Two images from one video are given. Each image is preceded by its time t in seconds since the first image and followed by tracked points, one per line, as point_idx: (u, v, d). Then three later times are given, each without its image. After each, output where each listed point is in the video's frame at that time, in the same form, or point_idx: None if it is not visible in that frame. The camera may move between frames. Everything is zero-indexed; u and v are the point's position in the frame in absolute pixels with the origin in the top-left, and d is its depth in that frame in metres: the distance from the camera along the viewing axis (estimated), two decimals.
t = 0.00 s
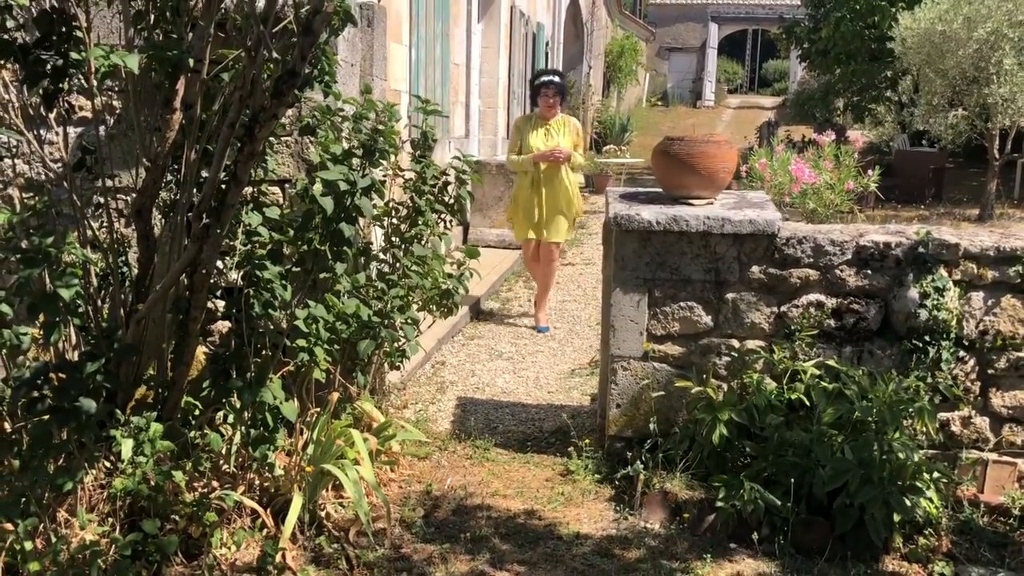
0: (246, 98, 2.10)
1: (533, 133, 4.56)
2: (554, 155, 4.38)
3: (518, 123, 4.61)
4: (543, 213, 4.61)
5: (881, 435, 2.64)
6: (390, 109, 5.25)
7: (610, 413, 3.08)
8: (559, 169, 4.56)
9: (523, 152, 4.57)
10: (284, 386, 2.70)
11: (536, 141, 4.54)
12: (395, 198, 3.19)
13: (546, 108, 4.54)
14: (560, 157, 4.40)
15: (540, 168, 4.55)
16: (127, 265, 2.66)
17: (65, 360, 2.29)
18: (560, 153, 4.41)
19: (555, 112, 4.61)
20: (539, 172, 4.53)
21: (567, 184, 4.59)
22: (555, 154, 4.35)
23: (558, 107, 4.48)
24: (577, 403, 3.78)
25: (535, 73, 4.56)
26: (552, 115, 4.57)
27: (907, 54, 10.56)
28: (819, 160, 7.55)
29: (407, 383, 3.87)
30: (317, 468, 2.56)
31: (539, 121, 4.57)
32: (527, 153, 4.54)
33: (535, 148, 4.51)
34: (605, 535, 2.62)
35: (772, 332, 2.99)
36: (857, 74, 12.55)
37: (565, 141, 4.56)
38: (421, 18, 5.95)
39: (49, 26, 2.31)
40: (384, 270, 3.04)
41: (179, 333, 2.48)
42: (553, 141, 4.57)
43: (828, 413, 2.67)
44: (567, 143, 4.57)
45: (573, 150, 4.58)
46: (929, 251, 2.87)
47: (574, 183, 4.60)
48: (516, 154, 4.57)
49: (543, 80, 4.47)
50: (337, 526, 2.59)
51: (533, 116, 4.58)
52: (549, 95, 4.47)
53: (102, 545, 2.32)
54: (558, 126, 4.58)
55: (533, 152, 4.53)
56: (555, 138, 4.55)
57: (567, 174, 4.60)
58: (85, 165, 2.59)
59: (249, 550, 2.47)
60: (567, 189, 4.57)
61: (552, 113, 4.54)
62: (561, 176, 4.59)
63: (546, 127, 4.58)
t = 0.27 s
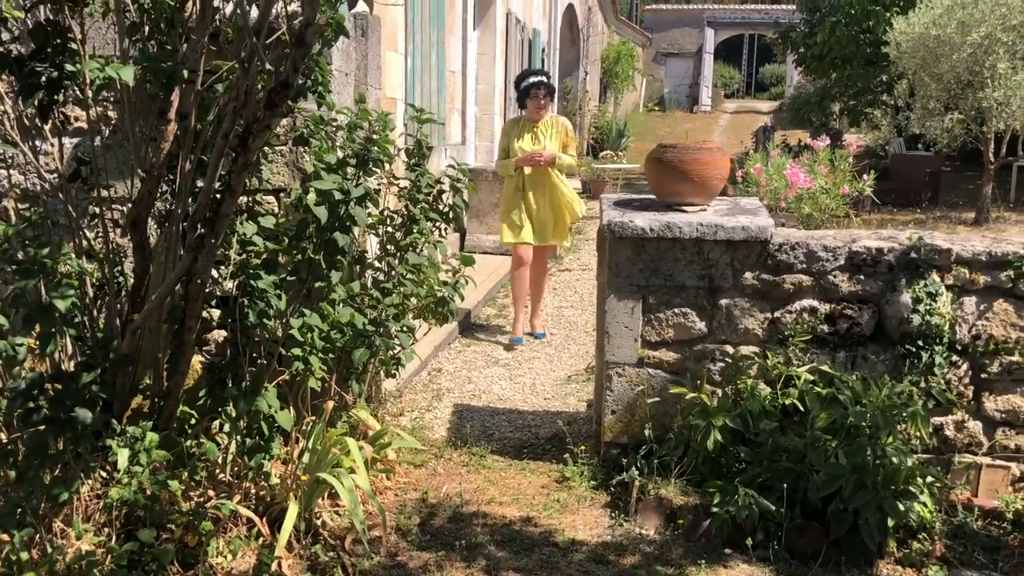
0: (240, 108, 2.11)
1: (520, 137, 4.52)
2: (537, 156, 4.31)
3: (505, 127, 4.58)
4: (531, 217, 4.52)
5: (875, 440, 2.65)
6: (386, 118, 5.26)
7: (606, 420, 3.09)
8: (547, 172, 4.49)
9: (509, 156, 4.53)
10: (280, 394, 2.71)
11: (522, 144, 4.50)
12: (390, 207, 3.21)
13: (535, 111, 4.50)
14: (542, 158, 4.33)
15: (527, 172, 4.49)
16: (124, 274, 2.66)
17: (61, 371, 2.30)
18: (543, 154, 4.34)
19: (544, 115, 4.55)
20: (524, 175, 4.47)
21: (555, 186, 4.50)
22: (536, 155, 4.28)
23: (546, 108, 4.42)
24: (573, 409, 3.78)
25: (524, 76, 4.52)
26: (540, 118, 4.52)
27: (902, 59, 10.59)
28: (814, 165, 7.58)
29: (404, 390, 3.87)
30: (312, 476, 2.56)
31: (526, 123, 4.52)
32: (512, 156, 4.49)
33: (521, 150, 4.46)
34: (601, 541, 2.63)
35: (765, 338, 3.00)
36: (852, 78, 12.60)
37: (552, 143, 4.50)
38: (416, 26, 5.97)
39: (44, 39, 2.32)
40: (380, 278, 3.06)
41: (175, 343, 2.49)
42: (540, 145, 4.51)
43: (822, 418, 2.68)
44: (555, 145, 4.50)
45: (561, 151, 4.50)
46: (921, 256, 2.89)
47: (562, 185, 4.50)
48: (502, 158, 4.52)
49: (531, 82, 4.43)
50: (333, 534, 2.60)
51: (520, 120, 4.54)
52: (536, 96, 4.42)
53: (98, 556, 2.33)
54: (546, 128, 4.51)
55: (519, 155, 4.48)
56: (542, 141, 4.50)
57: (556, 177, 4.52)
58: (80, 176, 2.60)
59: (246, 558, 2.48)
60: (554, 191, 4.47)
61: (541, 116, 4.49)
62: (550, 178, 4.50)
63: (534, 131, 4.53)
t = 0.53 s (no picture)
0: (232, 119, 2.13)
1: (502, 149, 4.22)
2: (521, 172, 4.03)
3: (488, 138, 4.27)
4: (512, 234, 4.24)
5: (866, 445, 2.66)
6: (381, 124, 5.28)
7: (599, 426, 3.10)
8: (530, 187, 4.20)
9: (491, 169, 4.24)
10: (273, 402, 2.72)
11: (505, 157, 4.21)
12: (383, 215, 3.21)
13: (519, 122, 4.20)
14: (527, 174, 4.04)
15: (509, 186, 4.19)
16: (117, 283, 2.67)
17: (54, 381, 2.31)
18: (526, 170, 4.06)
19: (529, 126, 4.25)
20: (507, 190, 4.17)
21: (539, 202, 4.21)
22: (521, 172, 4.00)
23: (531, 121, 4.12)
24: (567, 415, 3.79)
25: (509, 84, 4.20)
26: (525, 129, 4.21)
27: (896, 64, 10.61)
28: (808, 170, 7.60)
29: (398, 397, 3.88)
30: (305, 484, 2.57)
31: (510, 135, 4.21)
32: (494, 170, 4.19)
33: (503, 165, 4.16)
34: (593, 548, 2.63)
35: (757, 344, 3.01)
36: (847, 83, 12.65)
37: (537, 157, 4.20)
38: (410, 33, 5.98)
39: (37, 49, 2.33)
40: (373, 285, 3.06)
41: (167, 351, 2.50)
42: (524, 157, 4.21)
43: (813, 424, 2.69)
44: (539, 159, 4.21)
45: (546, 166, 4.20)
46: (911, 262, 2.91)
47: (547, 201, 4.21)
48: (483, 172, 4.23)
49: (515, 91, 4.11)
50: (326, 542, 2.60)
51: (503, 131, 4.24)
52: (521, 107, 4.11)
53: (91, 564, 2.34)
54: (531, 141, 4.20)
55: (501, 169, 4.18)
56: (526, 154, 4.19)
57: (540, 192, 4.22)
58: (74, 186, 2.61)
59: (238, 566, 2.47)
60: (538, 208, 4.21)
61: (525, 127, 4.19)
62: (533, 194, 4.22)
63: (517, 142, 4.22)
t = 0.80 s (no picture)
0: (223, 123, 2.13)
1: (491, 145, 4.05)
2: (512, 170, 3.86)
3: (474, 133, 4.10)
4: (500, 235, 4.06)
5: (859, 447, 2.67)
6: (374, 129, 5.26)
7: (594, 429, 3.10)
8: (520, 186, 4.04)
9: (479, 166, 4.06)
10: (267, 407, 2.72)
11: (493, 154, 4.03)
12: (377, 218, 3.21)
13: (508, 117, 4.03)
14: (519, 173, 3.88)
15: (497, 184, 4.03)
16: (112, 288, 2.67)
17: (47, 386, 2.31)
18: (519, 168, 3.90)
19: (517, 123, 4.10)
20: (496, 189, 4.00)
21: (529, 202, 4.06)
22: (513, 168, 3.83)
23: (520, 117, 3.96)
24: (563, 418, 3.79)
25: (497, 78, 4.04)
26: (514, 125, 4.05)
27: (894, 65, 10.60)
28: (805, 171, 7.61)
29: (394, 400, 3.88)
30: (299, 488, 2.57)
31: (498, 131, 4.05)
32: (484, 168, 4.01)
33: (492, 162, 3.99)
34: (588, 550, 2.63)
35: (752, 346, 3.01)
36: (846, 85, 12.66)
37: (528, 155, 4.05)
38: (406, 36, 5.99)
39: (29, 55, 2.34)
40: (367, 289, 3.06)
41: (161, 356, 2.51)
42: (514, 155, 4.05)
43: (807, 426, 2.69)
44: (530, 156, 4.06)
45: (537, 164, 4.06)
46: (906, 264, 2.90)
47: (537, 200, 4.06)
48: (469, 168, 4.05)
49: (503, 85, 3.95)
50: (320, 545, 2.60)
51: (490, 126, 4.07)
52: (509, 102, 3.95)
53: (84, 569, 2.34)
54: (520, 138, 4.05)
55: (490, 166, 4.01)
56: (517, 151, 4.04)
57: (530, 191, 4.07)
58: (67, 191, 2.62)
59: (232, 571, 2.47)
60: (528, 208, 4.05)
61: (515, 123, 4.03)
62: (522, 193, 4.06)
63: (506, 139, 4.06)
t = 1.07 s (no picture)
0: (217, 130, 2.16)
1: (483, 155, 3.89)
2: (508, 183, 3.72)
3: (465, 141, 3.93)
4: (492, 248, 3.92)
5: (853, 446, 2.68)
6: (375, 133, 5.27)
7: (591, 430, 3.12)
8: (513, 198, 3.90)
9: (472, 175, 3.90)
10: (265, 410, 2.75)
11: (487, 164, 3.87)
12: (375, 222, 3.23)
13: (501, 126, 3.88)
14: (516, 186, 3.73)
15: (490, 196, 3.88)
16: (113, 292, 2.71)
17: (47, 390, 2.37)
18: (516, 180, 3.75)
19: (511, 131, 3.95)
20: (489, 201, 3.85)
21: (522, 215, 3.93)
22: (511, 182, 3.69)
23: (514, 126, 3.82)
24: (562, 419, 3.80)
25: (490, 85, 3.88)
26: (507, 135, 3.91)
27: (897, 64, 10.60)
28: (806, 171, 7.62)
29: (393, 402, 3.91)
30: (297, 490, 2.58)
31: (492, 140, 3.89)
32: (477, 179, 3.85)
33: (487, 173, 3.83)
34: (583, 550, 2.65)
35: (747, 346, 3.03)
36: (849, 84, 12.64)
37: (523, 165, 3.90)
38: (407, 39, 6.00)
39: (28, 64, 2.38)
40: (365, 292, 3.08)
41: (160, 360, 2.56)
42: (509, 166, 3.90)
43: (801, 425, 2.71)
44: (525, 167, 3.92)
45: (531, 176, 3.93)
46: (901, 264, 2.91)
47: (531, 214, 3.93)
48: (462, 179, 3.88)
49: (497, 92, 3.80)
50: (318, 547, 2.62)
51: (483, 135, 3.91)
52: (503, 111, 3.79)
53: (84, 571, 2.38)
54: (515, 148, 3.90)
55: (482, 177, 3.86)
56: (511, 161, 3.89)
57: (523, 203, 3.94)
58: (67, 197, 2.66)
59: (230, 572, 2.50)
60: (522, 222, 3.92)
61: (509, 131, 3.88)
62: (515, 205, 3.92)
63: (500, 148, 3.91)
